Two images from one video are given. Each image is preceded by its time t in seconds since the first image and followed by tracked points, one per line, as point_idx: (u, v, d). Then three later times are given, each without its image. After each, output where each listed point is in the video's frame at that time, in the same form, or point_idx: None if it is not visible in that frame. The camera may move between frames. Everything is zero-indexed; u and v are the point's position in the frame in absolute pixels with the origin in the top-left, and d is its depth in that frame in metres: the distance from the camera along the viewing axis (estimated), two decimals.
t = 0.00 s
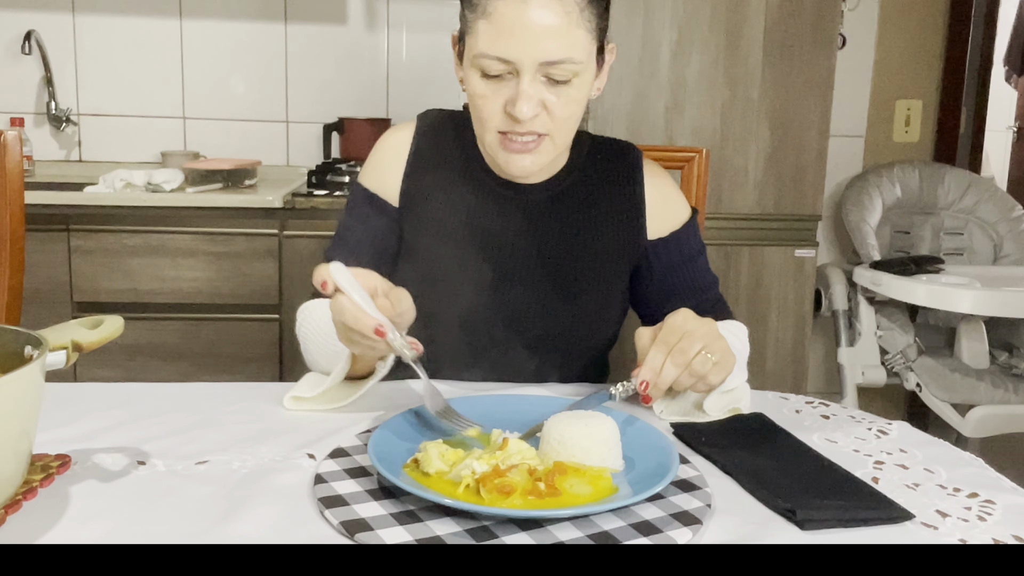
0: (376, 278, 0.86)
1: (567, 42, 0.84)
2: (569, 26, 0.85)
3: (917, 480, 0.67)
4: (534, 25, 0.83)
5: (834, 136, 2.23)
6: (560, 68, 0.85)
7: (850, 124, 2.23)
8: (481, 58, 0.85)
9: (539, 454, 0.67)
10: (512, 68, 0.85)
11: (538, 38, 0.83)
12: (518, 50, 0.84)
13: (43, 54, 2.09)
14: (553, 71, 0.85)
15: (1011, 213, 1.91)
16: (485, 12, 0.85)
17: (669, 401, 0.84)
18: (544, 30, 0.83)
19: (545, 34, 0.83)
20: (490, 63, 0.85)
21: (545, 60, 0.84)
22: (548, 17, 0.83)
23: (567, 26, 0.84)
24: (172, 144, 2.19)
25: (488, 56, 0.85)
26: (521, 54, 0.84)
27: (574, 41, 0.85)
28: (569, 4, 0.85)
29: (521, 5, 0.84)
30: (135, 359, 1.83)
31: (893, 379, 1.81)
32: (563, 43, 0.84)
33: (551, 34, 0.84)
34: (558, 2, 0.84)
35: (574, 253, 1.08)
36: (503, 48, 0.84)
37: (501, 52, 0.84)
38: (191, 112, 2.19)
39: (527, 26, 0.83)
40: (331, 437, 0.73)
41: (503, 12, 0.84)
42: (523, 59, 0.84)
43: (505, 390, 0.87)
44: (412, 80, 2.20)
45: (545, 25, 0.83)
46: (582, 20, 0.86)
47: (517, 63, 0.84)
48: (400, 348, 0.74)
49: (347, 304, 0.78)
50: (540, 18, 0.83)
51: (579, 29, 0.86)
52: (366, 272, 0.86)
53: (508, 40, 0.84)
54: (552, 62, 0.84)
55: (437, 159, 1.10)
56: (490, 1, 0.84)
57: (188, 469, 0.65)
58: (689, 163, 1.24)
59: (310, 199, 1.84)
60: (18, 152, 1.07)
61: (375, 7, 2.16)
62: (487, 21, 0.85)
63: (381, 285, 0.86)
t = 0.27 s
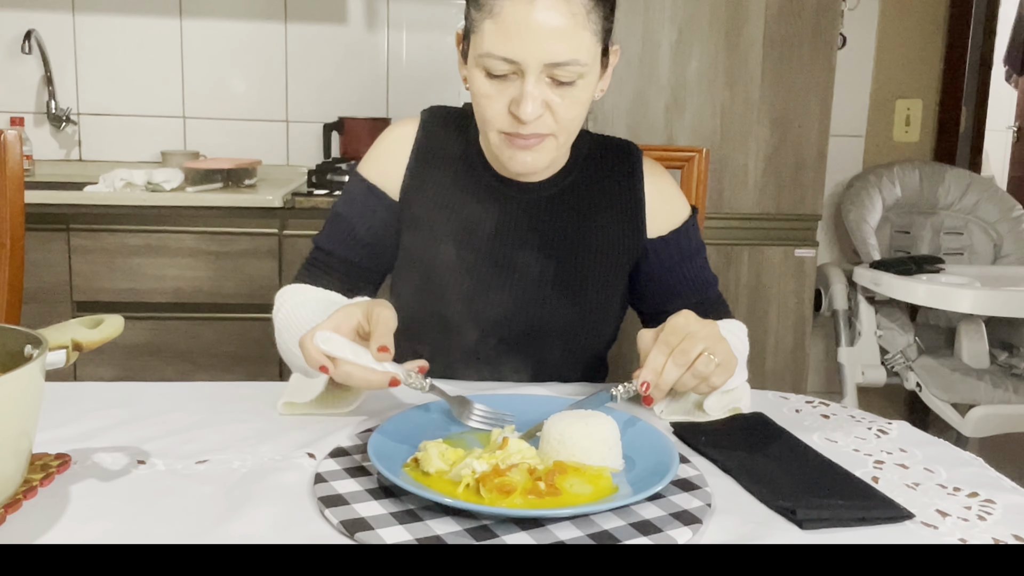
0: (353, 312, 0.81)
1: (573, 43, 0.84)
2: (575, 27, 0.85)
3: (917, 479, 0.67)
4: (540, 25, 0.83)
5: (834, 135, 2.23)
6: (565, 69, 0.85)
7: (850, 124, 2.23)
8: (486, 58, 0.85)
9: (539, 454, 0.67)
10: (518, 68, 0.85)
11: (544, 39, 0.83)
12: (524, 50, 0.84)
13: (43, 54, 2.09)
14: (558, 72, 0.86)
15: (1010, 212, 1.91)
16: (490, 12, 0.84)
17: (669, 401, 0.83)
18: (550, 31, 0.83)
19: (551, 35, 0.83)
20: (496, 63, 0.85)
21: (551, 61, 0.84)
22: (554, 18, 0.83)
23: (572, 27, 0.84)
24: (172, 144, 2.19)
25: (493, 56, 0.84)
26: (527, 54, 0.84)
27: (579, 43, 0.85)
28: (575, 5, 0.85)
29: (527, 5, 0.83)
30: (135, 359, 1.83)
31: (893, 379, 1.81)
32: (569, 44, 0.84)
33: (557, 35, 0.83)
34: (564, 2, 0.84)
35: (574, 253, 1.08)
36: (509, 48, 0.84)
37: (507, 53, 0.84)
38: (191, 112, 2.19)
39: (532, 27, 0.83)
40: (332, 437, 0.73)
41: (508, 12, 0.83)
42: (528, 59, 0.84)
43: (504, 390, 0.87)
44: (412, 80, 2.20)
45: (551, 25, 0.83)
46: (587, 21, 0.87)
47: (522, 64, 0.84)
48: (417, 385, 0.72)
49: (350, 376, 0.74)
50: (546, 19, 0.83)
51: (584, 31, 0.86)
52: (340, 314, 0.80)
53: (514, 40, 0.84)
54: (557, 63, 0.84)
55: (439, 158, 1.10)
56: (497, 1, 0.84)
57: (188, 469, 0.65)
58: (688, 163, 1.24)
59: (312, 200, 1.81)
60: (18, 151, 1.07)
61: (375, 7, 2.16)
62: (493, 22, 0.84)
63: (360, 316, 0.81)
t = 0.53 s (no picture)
0: (355, 322, 0.81)
1: (571, 42, 0.84)
2: (574, 26, 0.85)
3: (917, 479, 0.67)
4: (539, 25, 0.83)
5: (834, 135, 2.23)
6: (564, 68, 0.85)
7: (850, 123, 2.23)
8: (485, 57, 0.85)
9: (539, 454, 0.67)
10: (516, 68, 0.85)
11: (542, 38, 0.83)
12: (522, 49, 0.84)
13: (43, 53, 2.09)
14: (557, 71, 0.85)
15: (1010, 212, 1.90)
16: (489, 11, 0.84)
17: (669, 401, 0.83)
18: (548, 30, 0.83)
19: (549, 34, 0.83)
20: (494, 63, 0.85)
21: (549, 60, 0.84)
22: (552, 17, 0.83)
23: (570, 26, 0.84)
24: (172, 143, 2.19)
25: (492, 56, 0.84)
26: (525, 54, 0.84)
27: (577, 42, 0.85)
28: (574, 4, 0.85)
29: (525, 5, 0.83)
30: (135, 358, 1.83)
31: (893, 378, 1.82)
32: (567, 43, 0.84)
33: (555, 34, 0.84)
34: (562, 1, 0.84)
35: (576, 252, 1.08)
36: (507, 47, 0.84)
37: (505, 52, 0.84)
38: (191, 111, 2.19)
39: (530, 26, 0.83)
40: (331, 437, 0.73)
41: (507, 11, 0.83)
42: (526, 59, 0.84)
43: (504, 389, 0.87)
44: (412, 79, 2.20)
45: (549, 25, 0.83)
46: (586, 20, 0.86)
47: (520, 63, 0.84)
48: (423, 399, 0.71)
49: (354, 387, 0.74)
50: (544, 18, 0.83)
51: (582, 29, 0.86)
52: (343, 326, 0.81)
53: (512, 40, 0.84)
54: (556, 62, 0.84)
55: (441, 157, 1.10)
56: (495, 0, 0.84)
57: (188, 468, 0.65)
58: (689, 162, 1.24)
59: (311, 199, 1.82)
60: (18, 150, 1.07)
61: (375, 7, 2.16)
62: (491, 21, 0.84)
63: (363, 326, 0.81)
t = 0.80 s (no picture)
0: (364, 313, 0.82)
1: (567, 38, 0.85)
2: (569, 22, 0.85)
3: (917, 478, 0.67)
4: (534, 21, 0.84)
5: (834, 134, 2.22)
6: (560, 64, 0.85)
7: (851, 122, 2.23)
8: (481, 54, 0.85)
9: (538, 453, 0.67)
10: (512, 65, 0.85)
11: (537, 35, 0.84)
12: (518, 46, 0.84)
13: (43, 52, 2.09)
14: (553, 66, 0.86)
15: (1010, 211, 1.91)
16: (484, 8, 0.85)
17: (668, 400, 0.83)
18: (544, 26, 0.84)
19: (544, 30, 0.84)
20: (490, 60, 0.85)
21: (545, 56, 0.84)
22: (548, 13, 0.84)
23: (566, 22, 0.85)
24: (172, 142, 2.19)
25: (488, 53, 0.85)
26: (520, 50, 0.84)
27: (573, 37, 0.85)
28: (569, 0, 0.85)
29: (521, 2, 0.84)
30: (135, 357, 1.83)
31: (893, 378, 1.82)
32: (563, 39, 0.84)
33: (551, 30, 0.84)
34: None
35: (576, 252, 1.08)
36: (503, 44, 0.84)
37: (501, 49, 0.84)
38: (191, 110, 2.19)
39: (526, 22, 0.84)
40: (332, 437, 0.73)
41: (502, 8, 0.84)
42: (522, 55, 0.84)
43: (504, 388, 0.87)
44: (412, 78, 2.20)
45: (545, 21, 0.84)
46: (582, 16, 0.86)
47: (516, 60, 0.84)
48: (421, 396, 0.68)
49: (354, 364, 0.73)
50: (540, 15, 0.83)
51: (578, 26, 0.86)
52: (350, 312, 0.81)
53: (507, 36, 0.84)
54: (552, 58, 0.84)
55: (440, 157, 1.10)
56: None
57: (188, 466, 0.65)
58: (689, 162, 1.24)
59: (311, 197, 1.83)
60: (18, 149, 1.07)
61: (375, 6, 2.16)
62: (487, 18, 0.84)
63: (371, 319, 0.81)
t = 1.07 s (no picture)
0: (385, 310, 0.83)
1: (563, 34, 0.85)
2: (565, 19, 0.85)
3: (918, 478, 0.67)
4: (530, 18, 0.84)
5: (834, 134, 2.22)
6: (556, 60, 0.85)
7: (851, 123, 2.23)
8: (478, 53, 0.85)
9: (539, 453, 0.67)
10: (509, 62, 0.85)
11: (534, 32, 0.84)
12: (514, 44, 0.84)
13: (43, 51, 2.08)
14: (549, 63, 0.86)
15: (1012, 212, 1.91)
16: (480, 7, 0.85)
17: (666, 395, 0.84)
18: (539, 23, 0.84)
19: (541, 27, 0.84)
20: (487, 58, 0.85)
21: (542, 53, 0.84)
22: (543, 10, 0.84)
23: (562, 19, 0.85)
24: (172, 142, 2.19)
25: (485, 51, 0.85)
26: (517, 48, 0.84)
27: (570, 34, 0.85)
28: None
29: None
30: (135, 357, 1.83)
31: (894, 378, 1.81)
32: (560, 36, 0.84)
33: (547, 27, 0.84)
34: None
35: (576, 251, 1.08)
36: (499, 42, 0.84)
37: (497, 46, 0.84)
38: (192, 110, 2.19)
39: (522, 19, 0.84)
40: (334, 437, 0.72)
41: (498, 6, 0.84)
42: (519, 53, 0.84)
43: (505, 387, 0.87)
44: (412, 77, 2.20)
45: (541, 19, 0.84)
46: (578, 13, 0.87)
47: (513, 57, 0.85)
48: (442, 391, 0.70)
49: (379, 353, 0.75)
50: (536, 12, 0.84)
51: (574, 22, 0.86)
52: (372, 310, 0.83)
53: (504, 33, 0.84)
54: (549, 55, 0.85)
55: (440, 157, 1.10)
56: None
57: (188, 465, 0.65)
58: (690, 161, 1.24)
59: (311, 197, 1.82)
60: (19, 148, 1.07)
61: (375, 5, 2.16)
62: (482, 16, 0.85)
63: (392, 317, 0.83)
